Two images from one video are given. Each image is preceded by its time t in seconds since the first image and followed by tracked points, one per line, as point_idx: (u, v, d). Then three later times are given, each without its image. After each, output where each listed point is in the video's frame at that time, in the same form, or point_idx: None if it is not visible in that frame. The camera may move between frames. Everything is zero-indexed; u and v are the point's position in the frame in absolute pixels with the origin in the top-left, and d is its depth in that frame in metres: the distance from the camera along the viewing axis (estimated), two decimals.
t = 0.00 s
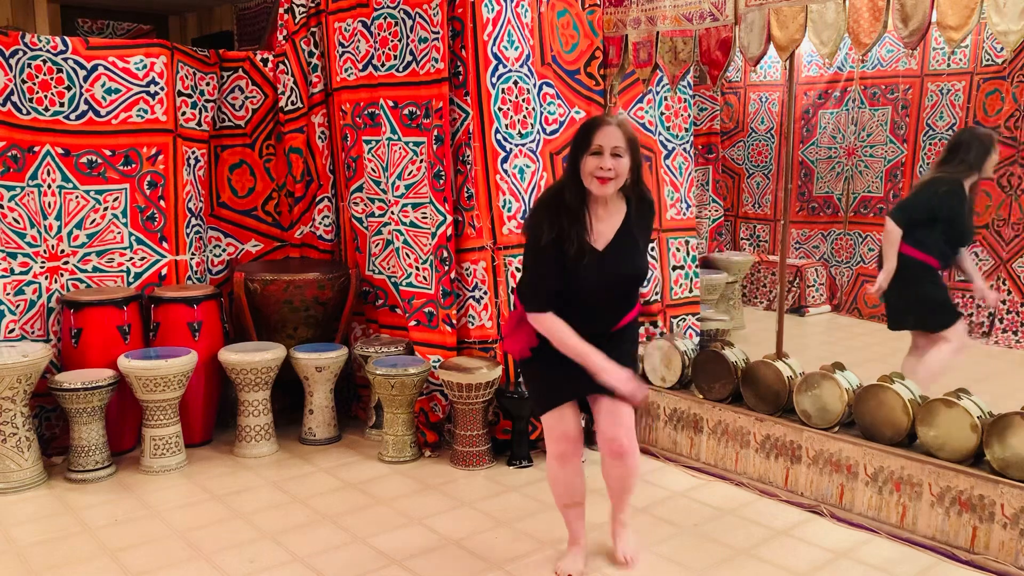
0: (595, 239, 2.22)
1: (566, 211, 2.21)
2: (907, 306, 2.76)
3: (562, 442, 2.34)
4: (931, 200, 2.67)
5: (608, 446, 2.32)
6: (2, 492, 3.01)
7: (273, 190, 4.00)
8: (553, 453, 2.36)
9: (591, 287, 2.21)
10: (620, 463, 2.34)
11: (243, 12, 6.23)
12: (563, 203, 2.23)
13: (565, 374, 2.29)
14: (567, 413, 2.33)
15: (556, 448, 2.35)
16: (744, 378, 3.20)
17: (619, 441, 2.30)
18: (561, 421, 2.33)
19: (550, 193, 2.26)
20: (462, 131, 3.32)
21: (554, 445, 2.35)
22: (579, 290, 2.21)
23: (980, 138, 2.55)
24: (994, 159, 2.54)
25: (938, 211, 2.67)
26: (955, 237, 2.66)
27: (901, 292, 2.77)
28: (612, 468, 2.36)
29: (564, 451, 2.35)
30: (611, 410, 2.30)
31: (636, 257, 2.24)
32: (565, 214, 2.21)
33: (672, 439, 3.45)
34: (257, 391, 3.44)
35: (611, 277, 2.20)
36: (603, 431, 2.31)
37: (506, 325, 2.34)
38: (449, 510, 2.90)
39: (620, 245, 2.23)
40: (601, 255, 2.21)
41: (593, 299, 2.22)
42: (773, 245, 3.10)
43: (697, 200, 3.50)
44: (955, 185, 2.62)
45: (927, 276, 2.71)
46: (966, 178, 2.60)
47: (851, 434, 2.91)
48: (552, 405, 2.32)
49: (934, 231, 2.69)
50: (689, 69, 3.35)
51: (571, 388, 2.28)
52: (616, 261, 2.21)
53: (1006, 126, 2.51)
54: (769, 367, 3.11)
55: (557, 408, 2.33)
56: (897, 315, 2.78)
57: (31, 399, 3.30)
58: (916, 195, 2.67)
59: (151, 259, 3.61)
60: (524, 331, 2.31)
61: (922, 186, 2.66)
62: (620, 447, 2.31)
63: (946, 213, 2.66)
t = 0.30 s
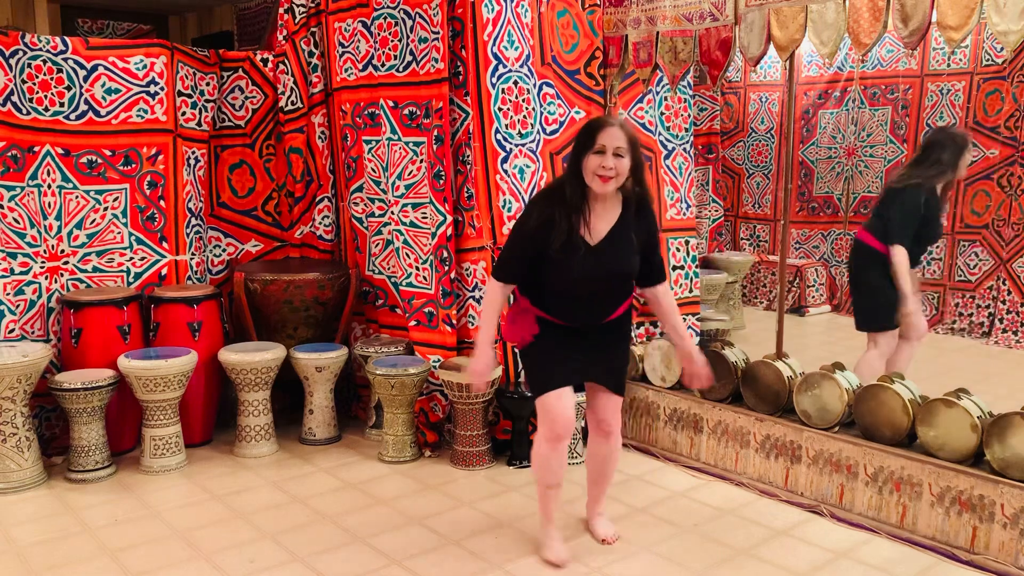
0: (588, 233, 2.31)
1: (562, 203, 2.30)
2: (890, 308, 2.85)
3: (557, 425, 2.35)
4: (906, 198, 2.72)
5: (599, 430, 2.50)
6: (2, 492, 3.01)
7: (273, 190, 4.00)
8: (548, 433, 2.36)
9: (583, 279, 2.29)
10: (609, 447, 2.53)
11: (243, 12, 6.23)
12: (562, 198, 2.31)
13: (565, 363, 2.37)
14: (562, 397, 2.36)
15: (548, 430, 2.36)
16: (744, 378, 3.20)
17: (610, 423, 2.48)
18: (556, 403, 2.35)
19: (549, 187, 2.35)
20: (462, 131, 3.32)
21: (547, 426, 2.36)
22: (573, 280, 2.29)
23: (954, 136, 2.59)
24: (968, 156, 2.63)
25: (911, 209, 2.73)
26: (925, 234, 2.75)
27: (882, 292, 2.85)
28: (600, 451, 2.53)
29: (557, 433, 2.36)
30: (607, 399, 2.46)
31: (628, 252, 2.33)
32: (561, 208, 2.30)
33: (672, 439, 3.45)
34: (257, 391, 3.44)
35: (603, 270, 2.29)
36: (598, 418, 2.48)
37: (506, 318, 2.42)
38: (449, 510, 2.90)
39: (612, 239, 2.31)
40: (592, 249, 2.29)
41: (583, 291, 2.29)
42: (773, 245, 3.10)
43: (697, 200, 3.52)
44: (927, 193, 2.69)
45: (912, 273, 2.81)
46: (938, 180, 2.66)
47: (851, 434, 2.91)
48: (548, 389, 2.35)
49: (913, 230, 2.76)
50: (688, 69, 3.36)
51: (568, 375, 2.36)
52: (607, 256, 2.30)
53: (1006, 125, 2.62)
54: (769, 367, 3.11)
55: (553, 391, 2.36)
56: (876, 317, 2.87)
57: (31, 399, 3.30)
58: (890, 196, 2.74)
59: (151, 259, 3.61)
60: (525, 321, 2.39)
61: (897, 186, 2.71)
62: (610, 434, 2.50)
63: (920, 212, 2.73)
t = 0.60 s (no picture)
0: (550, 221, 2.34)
1: (528, 194, 2.36)
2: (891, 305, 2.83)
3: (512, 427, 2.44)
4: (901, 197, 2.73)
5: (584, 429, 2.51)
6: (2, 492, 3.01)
7: (273, 190, 4.00)
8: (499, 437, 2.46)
9: (542, 269, 2.32)
10: (594, 446, 2.53)
11: (243, 12, 6.23)
12: (526, 185, 2.38)
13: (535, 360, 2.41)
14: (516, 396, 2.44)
15: (502, 432, 2.45)
16: (743, 379, 3.20)
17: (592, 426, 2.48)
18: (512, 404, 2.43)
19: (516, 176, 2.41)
20: (462, 131, 3.32)
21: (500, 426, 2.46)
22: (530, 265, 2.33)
23: (933, 132, 2.63)
24: (946, 154, 2.65)
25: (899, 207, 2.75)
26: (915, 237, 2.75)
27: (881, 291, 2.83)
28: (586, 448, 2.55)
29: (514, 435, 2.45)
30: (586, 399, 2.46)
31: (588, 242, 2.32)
32: (524, 195, 2.36)
33: (672, 439, 3.45)
34: (257, 391, 3.44)
35: (561, 260, 2.30)
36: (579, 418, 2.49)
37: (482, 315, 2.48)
38: (449, 510, 2.90)
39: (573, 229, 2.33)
40: (550, 238, 2.32)
41: (553, 286, 2.32)
42: (773, 245, 3.09)
43: (697, 200, 3.49)
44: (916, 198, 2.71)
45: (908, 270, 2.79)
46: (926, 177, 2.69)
47: (851, 434, 2.90)
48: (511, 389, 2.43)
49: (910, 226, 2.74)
50: (688, 69, 3.36)
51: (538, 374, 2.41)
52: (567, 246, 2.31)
53: (1006, 125, 2.57)
54: (769, 367, 3.11)
55: (507, 392, 2.44)
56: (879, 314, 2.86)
57: (31, 399, 3.30)
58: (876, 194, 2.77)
59: (151, 259, 3.61)
60: (499, 318, 2.44)
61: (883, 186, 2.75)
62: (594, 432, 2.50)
63: (910, 217, 2.74)
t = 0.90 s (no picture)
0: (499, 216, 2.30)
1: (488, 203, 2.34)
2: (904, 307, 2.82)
3: (486, 441, 2.36)
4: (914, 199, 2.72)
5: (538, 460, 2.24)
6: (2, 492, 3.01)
7: (273, 190, 4.00)
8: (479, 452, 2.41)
9: (492, 263, 2.28)
10: (552, 478, 2.24)
11: (243, 12, 6.23)
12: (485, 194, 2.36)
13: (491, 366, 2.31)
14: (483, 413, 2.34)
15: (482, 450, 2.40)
16: (743, 379, 3.20)
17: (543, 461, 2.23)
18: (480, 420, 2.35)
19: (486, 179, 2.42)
20: (462, 131, 3.32)
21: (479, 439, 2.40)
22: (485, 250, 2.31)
23: (918, 135, 2.65)
24: (929, 155, 2.68)
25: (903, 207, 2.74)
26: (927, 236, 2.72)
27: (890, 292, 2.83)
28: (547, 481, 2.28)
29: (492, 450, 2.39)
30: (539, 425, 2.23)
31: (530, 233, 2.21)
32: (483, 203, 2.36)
33: (672, 439, 3.45)
34: (257, 391, 3.44)
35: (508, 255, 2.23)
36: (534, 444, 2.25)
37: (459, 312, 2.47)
38: (449, 510, 2.90)
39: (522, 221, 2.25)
40: (498, 229, 2.27)
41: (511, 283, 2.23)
42: (773, 245, 3.09)
43: (697, 200, 3.46)
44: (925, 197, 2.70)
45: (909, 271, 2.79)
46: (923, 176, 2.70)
47: (851, 434, 2.91)
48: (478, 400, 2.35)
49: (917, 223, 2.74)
50: (688, 69, 3.36)
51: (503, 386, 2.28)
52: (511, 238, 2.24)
53: (1006, 125, 2.59)
54: (769, 367, 3.11)
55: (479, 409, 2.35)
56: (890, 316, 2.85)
57: (31, 399, 3.30)
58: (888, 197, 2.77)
59: (151, 259, 3.61)
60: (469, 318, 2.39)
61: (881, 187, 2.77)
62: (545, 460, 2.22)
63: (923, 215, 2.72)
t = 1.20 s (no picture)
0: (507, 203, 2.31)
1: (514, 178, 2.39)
2: (910, 305, 2.79)
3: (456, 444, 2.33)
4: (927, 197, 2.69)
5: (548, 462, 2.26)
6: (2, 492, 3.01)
7: (273, 190, 4.00)
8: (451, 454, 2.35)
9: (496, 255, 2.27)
10: (561, 481, 2.25)
11: (243, 12, 6.23)
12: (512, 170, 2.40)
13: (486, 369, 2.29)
14: (466, 415, 2.32)
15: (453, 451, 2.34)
16: (743, 379, 3.20)
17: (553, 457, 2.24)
18: (457, 422, 2.32)
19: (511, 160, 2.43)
20: (462, 131, 3.32)
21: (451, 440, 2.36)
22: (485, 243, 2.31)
23: (931, 130, 2.62)
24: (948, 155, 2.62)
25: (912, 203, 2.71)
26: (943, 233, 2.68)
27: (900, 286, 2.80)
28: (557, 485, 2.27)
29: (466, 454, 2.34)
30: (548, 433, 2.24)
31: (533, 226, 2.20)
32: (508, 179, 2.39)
33: (672, 439, 3.45)
34: (257, 391, 3.44)
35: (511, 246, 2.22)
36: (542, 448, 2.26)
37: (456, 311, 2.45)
38: (449, 510, 2.90)
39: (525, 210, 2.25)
40: (500, 220, 2.27)
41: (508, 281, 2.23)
42: (773, 245, 3.11)
43: (697, 199, 3.50)
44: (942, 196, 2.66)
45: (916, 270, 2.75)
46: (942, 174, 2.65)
47: (851, 434, 2.91)
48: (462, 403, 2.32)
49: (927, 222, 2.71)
50: (688, 69, 3.36)
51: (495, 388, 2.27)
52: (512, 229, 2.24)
53: (1006, 125, 2.55)
54: (769, 367, 3.11)
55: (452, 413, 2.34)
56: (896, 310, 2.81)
57: (31, 399, 3.30)
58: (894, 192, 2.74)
59: (151, 259, 3.61)
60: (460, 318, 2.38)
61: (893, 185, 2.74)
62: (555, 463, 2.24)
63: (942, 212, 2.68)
